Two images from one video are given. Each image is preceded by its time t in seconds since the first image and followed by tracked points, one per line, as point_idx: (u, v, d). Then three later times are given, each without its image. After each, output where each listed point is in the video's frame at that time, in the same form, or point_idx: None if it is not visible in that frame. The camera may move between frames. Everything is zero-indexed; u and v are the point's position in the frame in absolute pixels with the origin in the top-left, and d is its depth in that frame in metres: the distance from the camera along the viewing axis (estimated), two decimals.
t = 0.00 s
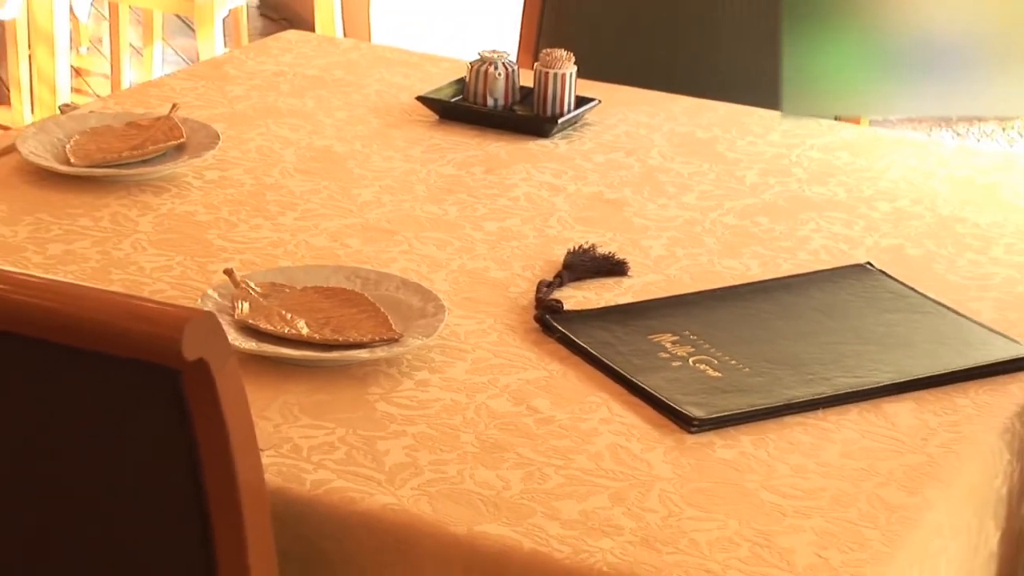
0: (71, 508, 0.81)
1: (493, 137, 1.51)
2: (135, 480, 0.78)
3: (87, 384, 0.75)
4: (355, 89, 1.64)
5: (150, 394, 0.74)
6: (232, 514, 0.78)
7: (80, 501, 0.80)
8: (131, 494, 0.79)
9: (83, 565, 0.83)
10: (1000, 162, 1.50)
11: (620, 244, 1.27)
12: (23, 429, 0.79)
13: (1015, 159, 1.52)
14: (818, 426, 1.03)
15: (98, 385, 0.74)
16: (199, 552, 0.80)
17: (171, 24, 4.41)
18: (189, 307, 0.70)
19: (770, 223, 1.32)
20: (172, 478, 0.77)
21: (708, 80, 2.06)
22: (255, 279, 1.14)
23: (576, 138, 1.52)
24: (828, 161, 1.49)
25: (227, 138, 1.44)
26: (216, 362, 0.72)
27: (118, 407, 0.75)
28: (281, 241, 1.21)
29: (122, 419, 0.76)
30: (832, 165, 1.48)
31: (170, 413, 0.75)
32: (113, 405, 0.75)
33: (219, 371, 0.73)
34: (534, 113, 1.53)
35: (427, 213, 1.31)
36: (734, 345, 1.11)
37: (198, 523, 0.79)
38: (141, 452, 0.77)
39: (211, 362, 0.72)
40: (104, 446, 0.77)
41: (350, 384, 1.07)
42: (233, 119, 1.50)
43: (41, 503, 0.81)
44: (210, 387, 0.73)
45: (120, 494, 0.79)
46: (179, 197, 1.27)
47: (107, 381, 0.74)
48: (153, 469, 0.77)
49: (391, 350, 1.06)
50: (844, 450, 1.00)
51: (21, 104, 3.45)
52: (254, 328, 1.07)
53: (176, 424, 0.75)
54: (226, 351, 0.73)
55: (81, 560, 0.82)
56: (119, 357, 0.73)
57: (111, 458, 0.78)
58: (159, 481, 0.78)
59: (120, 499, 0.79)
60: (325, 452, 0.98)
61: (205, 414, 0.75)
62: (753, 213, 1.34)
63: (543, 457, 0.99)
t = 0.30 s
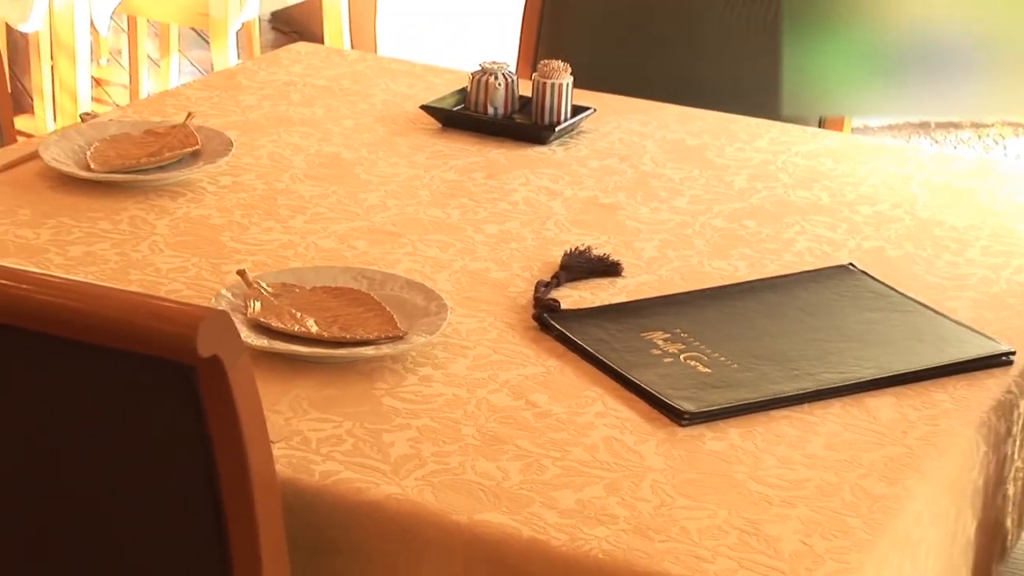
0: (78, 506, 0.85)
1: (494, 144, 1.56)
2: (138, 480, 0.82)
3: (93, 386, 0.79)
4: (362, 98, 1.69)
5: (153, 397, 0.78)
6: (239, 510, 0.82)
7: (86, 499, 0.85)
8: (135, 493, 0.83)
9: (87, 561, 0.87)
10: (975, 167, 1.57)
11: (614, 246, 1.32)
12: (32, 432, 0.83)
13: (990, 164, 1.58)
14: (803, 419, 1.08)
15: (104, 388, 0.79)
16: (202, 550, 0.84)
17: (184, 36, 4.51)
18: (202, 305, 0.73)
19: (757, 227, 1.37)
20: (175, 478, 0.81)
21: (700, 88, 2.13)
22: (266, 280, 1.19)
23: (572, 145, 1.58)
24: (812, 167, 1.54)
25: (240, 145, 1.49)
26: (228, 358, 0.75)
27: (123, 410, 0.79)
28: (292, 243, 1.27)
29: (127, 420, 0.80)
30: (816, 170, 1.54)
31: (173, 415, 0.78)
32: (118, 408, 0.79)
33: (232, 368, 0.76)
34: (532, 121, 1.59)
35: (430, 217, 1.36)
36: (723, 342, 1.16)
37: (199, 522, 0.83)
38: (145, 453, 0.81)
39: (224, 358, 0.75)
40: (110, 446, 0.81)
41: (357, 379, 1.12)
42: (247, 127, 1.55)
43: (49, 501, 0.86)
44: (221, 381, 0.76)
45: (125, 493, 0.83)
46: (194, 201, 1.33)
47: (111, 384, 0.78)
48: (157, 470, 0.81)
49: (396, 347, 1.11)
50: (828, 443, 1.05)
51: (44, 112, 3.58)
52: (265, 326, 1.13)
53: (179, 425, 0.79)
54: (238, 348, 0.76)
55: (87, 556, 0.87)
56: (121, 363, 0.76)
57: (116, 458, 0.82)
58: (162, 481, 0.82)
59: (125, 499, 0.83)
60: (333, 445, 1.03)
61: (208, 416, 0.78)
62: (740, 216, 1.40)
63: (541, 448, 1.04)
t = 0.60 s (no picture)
0: (98, 506, 0.89)
1: (495, 151, 1.62)
2: (156, 479, 0.86)
3: (112, 390, 0.83)
4: (368, 107, 1.75)
5: (170, 399, 0.82)
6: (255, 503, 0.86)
7: (106, 499, 0.89)
8: (153, 493, 0.87)
9: (109, 557, 0.92)
10: (951, 173, 1.63)
11: (609, 248, 1.38)
12: (52, 435, 0.87)
13: (967, 171, 1.64)
14: (789, 413, 1.13)
15: (123, 392, 0.83)
16: (219, 545, 0.88)
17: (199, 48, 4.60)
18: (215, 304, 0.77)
19: (745, 230, 1.43)
20: (191, 477, 0.85)
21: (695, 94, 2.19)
22: (276, 280, 1.24)
23: (569, 151, 1.63)
24: (798, 173, 1.60)
25: (251, 152, 1.55)
26: (241, 356, 0.79)
27: (141, 412, 0.83)
28: (301, 246, 1.32)
29: (144, 423, 0.84)
30: (802, 176, 1.60)
31: (189, 417, 0.82)
32: (136, 410, 0.83)
33: (246, 366, 0.80)
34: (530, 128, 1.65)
35: (434, 220, 1.42)
36: (712, 339, 1.22)
37: (216, 519, 0.87)
38: (162, 453, 0.85)
39: (236, 356, 0.79)
40: (128, 448, 0.85)
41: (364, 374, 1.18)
42: (258, 135, 1.61)
43: (71, 500, 0.90)
44: (234, 377, 0.80)
45: (142, 493, 0.87)
46: (208, 205, 1.38)
47: (130, 388, 0.82)
48: (174, 469, 0.85)
49: (401, 343, 1.17)
50: (813, 436, 1.10)
51: (65, 120, 3.64)
52: (276, 324, 1.18)
53: (195, 426, 0.83)
54: (249, 346, 0.80)
55: (108, 551, 0.91)
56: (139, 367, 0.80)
57: (135, 459, 0.86)
58: (179, 480, 0.86)
59: (143, 498, 0.87)
60: (341, 437, 1.08)
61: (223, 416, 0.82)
62: (729, 220, 1.45)
63: (538, 441, 1.09)
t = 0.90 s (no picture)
0: (95, 505, 0.95)
1: (496, 157, 1.68)
2: (155, 479, 0.91)
3: (115, 393, 0.88)
4: (374, 115, 1.80)
5: (173, 401, 0.87)
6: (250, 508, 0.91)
7: (105, 498, 0.94)
8: (152, 493, 0.92)
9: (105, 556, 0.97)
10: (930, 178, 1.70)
11: (604, 250, 1.44)
12: (54, 435, 0.93)
13: (946, 176, 1.71)
14: (776, 408, 1.18)
15: (127, 394, 0.88)
16: (215, 544, 0.93)
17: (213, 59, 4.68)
18: (228, 304, 0.81)
19: (735, 233, 1.49)
20: (189, 478, 0.91)
21: (684, 100, 2.23)
22: (287, 280, 1.30)
23: (567, 157, 1.69)
24: (785, 178, 1.66)
25: (262, 158, 1.61)
26: (252, 353, 0.83)
27: (142, 415, 0.89)
28: (310, 247, 1.38)
29: (145, 424, 0.89)
30: (789, 180, 1.66)
31: (192, 420, 0.87)
32: (139, 412, 0.89)
33: (258, 363, 0.84)
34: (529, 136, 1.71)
35: (437, 223, 1.47)
36: (703, 337, 1.27)
37: (213, 519, 0.92)
38: (162, 455, 0.90)
39: (249, 353, 0.83)
40: (128, 449, 0.91)
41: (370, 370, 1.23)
42: (269, 141, 1.67)
43: (69, 500, 0.95)
44: (246, 374, 0.84)
45: (141, 492, 0.92)
46: (221, 209, 1.44)
47: (134, 390, 0.87)
48: (174, 469, 0.90)
49: (406, 340, 1.22)
50: (799, 429, 1.15)
51: (86, 129, 3.80)
52: (286, 322, 1.24)
53: (195, 430, 0.88)
54: (261, 344, 0.84)
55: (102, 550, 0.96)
56: (145, 370, 0.86)
57: (135, 460, 0.91)
58: (178, 480, 0.91)
59: (142, 497, 0.93)
60: (348, 430, 1.13)
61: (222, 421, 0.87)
62: (719, 223, 1.51)
63: (537, 434, 1.14)
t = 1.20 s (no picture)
0: (97, 504, 1.00)
1: (497, 162, 1.74)
2: (156, 480, 0.97)
3: (117, 397, 0.94)
4: (380, 122, 1.87)
5: (174, 404, 0.92)
6: (249, 510, 0.96)
7: (107, 499, 1.00)
8: (154, 494, 0.97)
9: (108, 554, 1.02)
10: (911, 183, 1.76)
11: (599, 252, 1.49)
12: (57, 436, 0.98)
13: (926, 181, 1.77)
14: (764, 402, 1.24)
15: (129, 398, 0.93)
16: (213, 545, 0.99)
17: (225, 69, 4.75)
18: (241, 302, 0.85)
19: (725, 235, 1.55)
20: (188, 480, 0.96)
21: (674, 105, 2.27)
22: (296, 280, 1.36)
23: (564, 163, 1.75)
24: (772, 183, 1.73)
25: (273, 164, 1.67)
26: (263, 349, 0.87)
27: (143, 418, 0.94)
28: (318, 250, 1.44)
29: (147, 427, 0.94)
30: (777, 185, 1.72)
31: (192, 423, 0.93)
32: (141, 415, 0.94)
33: (268, 358, 0.88)
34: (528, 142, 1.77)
35: (440, 225, 1.53)
36: (694, 335, 1.33)
37: (212, 520, 0.97)
38: (163, 457, 0.95)
39: (259, 349, 0.87)
40: (129, 449, 0.96)
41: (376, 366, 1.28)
42: (279, 147, 1.73)
43: (71, 499, 1.01)
44: (256, 370, 0.88)
45: (143, 492, 0.98)
46: (233, 212, 1.50)
47: (137, 395, 0.93)
48: (173, 469, 0.96)
49: (410, 337, 1.28)
50: (786, 423, 1.21)
51: (104, 136, 3.83)
52: (296, 321, 1.29)
53: (195, 433, 0.93)
54: (271, 341, 0.88)
55: (104, 548, 1.02)
56: (147, 375, 0.91)
57: (135, 460, 0.96)
58: (177, 481, 0.96)
59: (144, 498, 0.98)
60: (356, 425, 1.18)
61: (221, 425, 0.92)
62: (709, 225, 1.57)
63: (535, 427, 1.19)
